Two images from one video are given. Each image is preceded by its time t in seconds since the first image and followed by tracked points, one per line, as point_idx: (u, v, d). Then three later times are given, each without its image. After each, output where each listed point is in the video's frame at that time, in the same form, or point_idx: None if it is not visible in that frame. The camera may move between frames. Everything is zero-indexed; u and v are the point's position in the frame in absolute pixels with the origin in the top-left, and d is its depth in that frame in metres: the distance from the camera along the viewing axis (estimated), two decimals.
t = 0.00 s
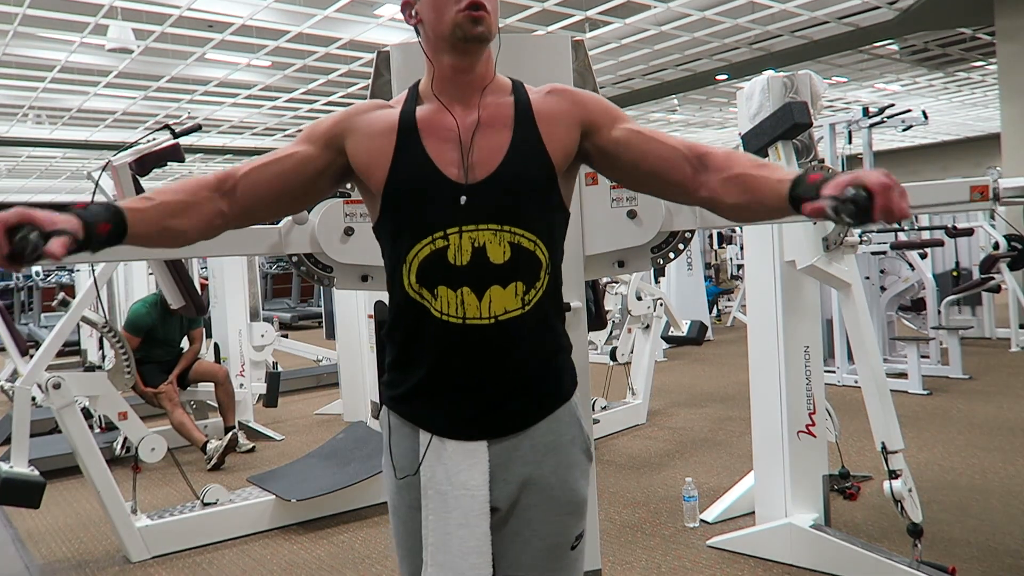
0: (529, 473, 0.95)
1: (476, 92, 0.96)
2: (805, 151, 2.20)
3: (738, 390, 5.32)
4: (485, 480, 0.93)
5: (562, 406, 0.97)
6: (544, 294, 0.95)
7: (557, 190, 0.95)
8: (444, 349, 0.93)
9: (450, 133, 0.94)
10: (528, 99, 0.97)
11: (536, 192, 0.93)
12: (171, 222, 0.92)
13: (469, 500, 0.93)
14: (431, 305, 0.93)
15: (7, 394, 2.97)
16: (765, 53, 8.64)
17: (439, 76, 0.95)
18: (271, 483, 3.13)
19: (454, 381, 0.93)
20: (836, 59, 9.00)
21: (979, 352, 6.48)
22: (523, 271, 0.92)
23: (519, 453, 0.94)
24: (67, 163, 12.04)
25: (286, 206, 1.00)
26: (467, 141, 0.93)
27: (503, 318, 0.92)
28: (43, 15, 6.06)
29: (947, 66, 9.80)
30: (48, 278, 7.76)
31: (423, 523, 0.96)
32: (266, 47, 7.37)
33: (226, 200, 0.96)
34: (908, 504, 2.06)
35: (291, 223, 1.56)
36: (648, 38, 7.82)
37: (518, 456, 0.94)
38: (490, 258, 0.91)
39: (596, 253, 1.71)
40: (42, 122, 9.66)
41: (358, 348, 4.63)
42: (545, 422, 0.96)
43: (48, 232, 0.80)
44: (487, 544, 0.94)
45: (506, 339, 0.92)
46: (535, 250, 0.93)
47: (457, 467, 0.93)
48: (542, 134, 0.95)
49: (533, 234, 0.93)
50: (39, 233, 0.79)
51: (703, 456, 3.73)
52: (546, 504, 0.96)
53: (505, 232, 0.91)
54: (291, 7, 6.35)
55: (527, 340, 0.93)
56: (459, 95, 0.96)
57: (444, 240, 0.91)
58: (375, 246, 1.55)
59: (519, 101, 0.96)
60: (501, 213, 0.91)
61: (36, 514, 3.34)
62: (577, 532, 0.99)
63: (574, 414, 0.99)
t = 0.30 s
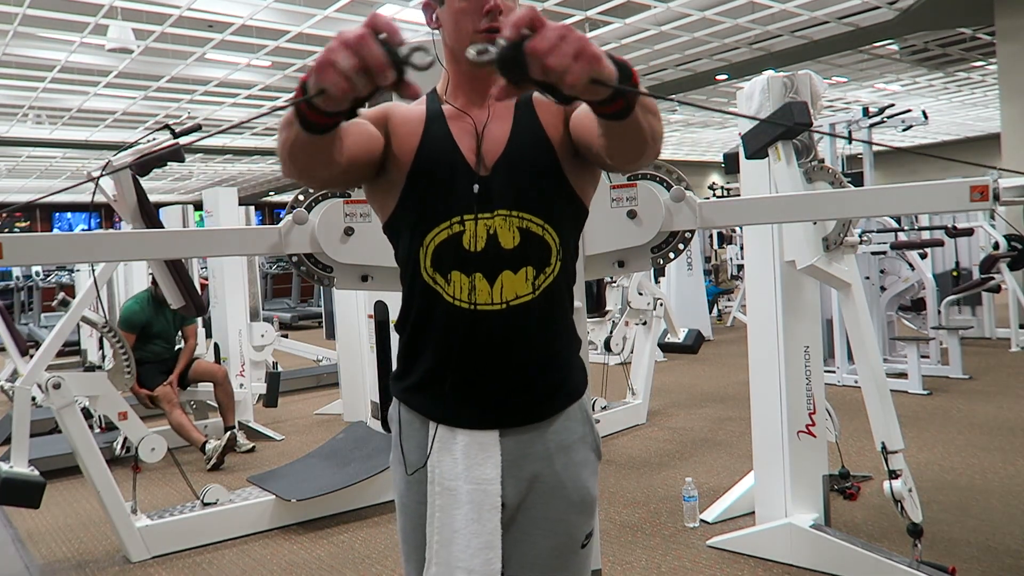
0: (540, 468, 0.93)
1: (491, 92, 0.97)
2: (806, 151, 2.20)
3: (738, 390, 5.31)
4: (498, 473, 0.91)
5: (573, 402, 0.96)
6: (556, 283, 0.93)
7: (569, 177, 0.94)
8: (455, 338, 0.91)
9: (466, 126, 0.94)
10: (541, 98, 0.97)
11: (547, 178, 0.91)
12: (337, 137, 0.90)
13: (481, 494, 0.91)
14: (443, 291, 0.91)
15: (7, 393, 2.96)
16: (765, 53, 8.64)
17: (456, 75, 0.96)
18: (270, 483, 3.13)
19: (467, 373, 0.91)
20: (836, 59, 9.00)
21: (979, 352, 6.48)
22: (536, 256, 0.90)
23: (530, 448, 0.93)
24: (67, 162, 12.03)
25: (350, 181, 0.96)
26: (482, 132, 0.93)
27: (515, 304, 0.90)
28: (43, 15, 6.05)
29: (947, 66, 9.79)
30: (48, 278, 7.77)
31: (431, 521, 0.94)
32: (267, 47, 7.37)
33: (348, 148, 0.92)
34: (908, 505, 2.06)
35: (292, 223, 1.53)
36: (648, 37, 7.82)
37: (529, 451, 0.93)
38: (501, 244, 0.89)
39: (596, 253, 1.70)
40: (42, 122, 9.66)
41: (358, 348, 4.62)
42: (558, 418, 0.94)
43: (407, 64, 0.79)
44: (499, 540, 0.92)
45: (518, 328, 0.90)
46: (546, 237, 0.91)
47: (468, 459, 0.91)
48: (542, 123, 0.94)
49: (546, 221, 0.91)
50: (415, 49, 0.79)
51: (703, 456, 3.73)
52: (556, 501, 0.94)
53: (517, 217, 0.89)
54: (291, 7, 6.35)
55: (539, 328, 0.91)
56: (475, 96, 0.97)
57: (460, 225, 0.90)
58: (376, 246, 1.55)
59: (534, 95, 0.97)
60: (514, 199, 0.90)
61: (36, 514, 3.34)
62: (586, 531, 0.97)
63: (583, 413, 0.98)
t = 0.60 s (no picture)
0: (542, 470, 0.93)
1: (496, 91, 0.96)
2: (806, 151, 2.20)
3: (738, 390, 5.31)
4: (502, 474, 0.91)
5: (577, 404, 0.96)
6: (561, 285, 0.93)
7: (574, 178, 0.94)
8: (458, 340, 0.91)
9: (469, 126, 0.93)
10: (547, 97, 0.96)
11: (550, 179, 0.91)
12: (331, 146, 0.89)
13: (485, 492, 0.91)
14: (446, 293, 0.91)
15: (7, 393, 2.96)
16: (765, 53, 8.64)
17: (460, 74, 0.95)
18: (271, 483, 3.12)
19: (470, 373, 0.91)
20: (836, 58, 9.00)
21: (979, 352, 6.48)
22: (540, 258, 0.90)
23: (532, 451, 0.93)
24: (67, 162, 12.03)
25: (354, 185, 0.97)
26: (487, 132, 0.92)
27: (518, 306, 0.90)
28: (43, 15, 6.05)
29: (947, 66, 9.79)
30: (48, 278, 7.77)
31: (442, 516, 0.95)
32: (267, 47, 7.37)
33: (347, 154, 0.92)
34: (908, 504, 2.06)
35: (292, 222, 1.53)
36: (648, 37, 7.82)
37: (532, 454, 0.93)
38: (505, 246, 0.89)
39: (596, 253, 1.70)
40: (42, 122, 9.66)
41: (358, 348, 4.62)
42: (561, 421, 0.94)
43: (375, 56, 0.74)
44: (503, 538, 0.92)
45: (522, 330, 0.90)
46: (549, 239, 0.91)
47: (471, 460, 0.91)
48: (550, 124, 0.93)
49: (549, 223, 0.91)
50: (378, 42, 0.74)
51: (703, 456, 3.73)
52: (559, 504, 0.94)
53: (520, 219, 0.89)
54: (290, 7, 6.35)
55: (542, 330, 0.91)
56: (480, 95, 0.96)
57: (461, 227, 0.90)
58: (376, 246, 1.56)
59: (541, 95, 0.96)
60: (517, 200, 0.90)
61: (36, 514, 3.33)
62: (588, 534, 0.97)
63: (587, 415, 0.97)
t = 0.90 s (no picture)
0: (540, 475, 0.93)
1: (491, 89, 0.96)
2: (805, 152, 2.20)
3: (739, 390, 5.31)
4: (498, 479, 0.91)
5: (576, 408, 0.96)
6: (560, 289, 0.93)
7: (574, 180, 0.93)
8: (456, 343, 0.91)
9: (464, 126, 0.93)
10: (545, 96, 0.96)
11: (549, 182, 0.91)
12: (226, 175, 0.89)
13: (481, 497, 0.91)
14: (444, 298, 0.91)
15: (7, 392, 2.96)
16: (765, 53, 8.64)
17: (455, 70, 0.95)
18: (271, 483, 3.12)
19: (467, 377, 0.91)
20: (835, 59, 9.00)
21: (980, 352, 6.47)
22: (538, 261, 0.90)
23: (531, 455, 0.93)
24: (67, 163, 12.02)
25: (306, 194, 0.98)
26: (481, 133, 0.92)
27: (517, 310, 0.90)
28: (43, 15, 6.05)
29: (948, 66, 9.79)
30: (48, 277, 7.78)
31: (435, 521, 0.95)
32: (267, 47, 7.37)
33: (266, 168, 0.93)
34: (908, 505, 2.06)
35: (292, 223, 1.52)
36: (648, 38, 7.82)
37: (530, 458, 0.92)
38: (503, 250, 0.90)
39: (597, 253, 1.70)
40: (42, 122, 9.66)
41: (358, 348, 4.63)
42: (560, 425, 0.94)
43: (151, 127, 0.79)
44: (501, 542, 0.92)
45: (519, 333, 0.90)
46: (549, 242, 0.91)
47: (468, 464, 0.91)
48: (555, 126, 0.93)
49: (548, 226, 0.91)
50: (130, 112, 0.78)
51: (703, 456, 3.73)
52: (557, 507, 0.94)
53: (519, 223, 0.89)
54: (290, 7, 6.35)
55: (540, 334, 0.91)
56: (476, 92, 0.96)
57: (457, 230, 0.90)
58: (377, 246, 1.56)
59: (539, 95, 0.95)
60: (515, 203, 0.90)
61: (36, 514, 3.33)
62: (587, 538, 0.97)
63: (587, 419, 0.97)
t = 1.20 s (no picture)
0: (534, 480, 0.93)
1: (482, 85, 0.95)
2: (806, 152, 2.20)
3: (738, 390, 5.31)
4: (492, 485, 0.91)
5: (571, 412, 0.95)
6: (553, 292, 0.93)
7: (568, 181, 0.94)
8: (449, 348, 0.91)
9: (454, 123, 0.93)
10: (537, 93, 0.96)
11: (542, 185, 0.91)
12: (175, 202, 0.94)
13: (475, 505, 0.90)
14: (436, 302, 0.91)
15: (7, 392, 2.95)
16: (765, 53, 8.63)
17: (444, 65, 0.94)
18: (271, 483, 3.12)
19: (459, 380, 0.91)
20: (835, 58, 9.00)
21: (979, 352, 6.47)
22: (531, 264, 0.90)
23: (525, 461, 0.92)
24: (67, 163, 12.02)
25: (283, 198, 1.00)
26: (472, 132, 0.92)
27: (510, 313, 0.90)
28: (43, 15, 6.05)
29: (948, 66, 9.79)
30: (48, 278, 7.78)
31: (427, 529, 0.94)
32: (266, 47, 7.37)
33: (230, 184, 0.96)
34: (908, 505, 2.06)
35: (292, 223, 1.53)
36: (648, 38, 7.82)
37: (524, 463, 0.92)
38: (496, 251, 0.90)
39: (597, 253, 1.70)
40: (42, 122, 9.66)
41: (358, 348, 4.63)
42: (554, 429, 0.93)
43: (40, 202, 0.80)
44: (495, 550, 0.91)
45: (512, 336, 0.90)
46: (543, 244, 0.91)
47: (461, 470, 0.91)
48: (547, 123, 0.93)
49: (542, 228, 0.91)
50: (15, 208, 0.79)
51: (703, 456, 3.73)
52: (553, 513, 0.94)
53: (512, 224, 0.89)
54: (290, 7, 6.35)
55: (533, 337, 0.91)
56: (466, 88, 0.95)
57: (448, 232, 0.90)
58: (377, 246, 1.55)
59: (531, 92, 0.96)
60: (507, 204, 0.90)
61: (36, 514, 3.33)
62: (582, 544, 0.97)
63: (582, 423, 0.97)
